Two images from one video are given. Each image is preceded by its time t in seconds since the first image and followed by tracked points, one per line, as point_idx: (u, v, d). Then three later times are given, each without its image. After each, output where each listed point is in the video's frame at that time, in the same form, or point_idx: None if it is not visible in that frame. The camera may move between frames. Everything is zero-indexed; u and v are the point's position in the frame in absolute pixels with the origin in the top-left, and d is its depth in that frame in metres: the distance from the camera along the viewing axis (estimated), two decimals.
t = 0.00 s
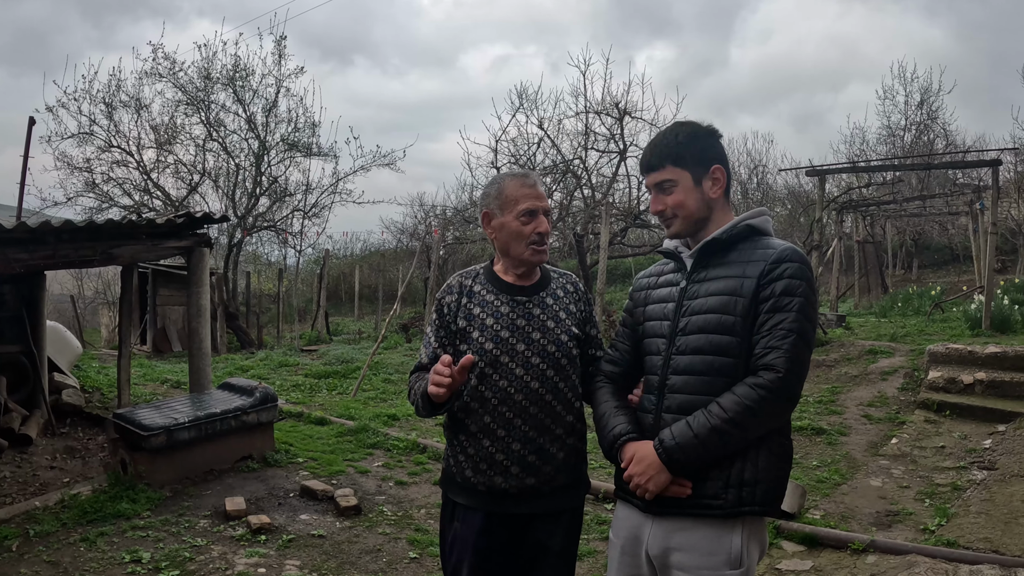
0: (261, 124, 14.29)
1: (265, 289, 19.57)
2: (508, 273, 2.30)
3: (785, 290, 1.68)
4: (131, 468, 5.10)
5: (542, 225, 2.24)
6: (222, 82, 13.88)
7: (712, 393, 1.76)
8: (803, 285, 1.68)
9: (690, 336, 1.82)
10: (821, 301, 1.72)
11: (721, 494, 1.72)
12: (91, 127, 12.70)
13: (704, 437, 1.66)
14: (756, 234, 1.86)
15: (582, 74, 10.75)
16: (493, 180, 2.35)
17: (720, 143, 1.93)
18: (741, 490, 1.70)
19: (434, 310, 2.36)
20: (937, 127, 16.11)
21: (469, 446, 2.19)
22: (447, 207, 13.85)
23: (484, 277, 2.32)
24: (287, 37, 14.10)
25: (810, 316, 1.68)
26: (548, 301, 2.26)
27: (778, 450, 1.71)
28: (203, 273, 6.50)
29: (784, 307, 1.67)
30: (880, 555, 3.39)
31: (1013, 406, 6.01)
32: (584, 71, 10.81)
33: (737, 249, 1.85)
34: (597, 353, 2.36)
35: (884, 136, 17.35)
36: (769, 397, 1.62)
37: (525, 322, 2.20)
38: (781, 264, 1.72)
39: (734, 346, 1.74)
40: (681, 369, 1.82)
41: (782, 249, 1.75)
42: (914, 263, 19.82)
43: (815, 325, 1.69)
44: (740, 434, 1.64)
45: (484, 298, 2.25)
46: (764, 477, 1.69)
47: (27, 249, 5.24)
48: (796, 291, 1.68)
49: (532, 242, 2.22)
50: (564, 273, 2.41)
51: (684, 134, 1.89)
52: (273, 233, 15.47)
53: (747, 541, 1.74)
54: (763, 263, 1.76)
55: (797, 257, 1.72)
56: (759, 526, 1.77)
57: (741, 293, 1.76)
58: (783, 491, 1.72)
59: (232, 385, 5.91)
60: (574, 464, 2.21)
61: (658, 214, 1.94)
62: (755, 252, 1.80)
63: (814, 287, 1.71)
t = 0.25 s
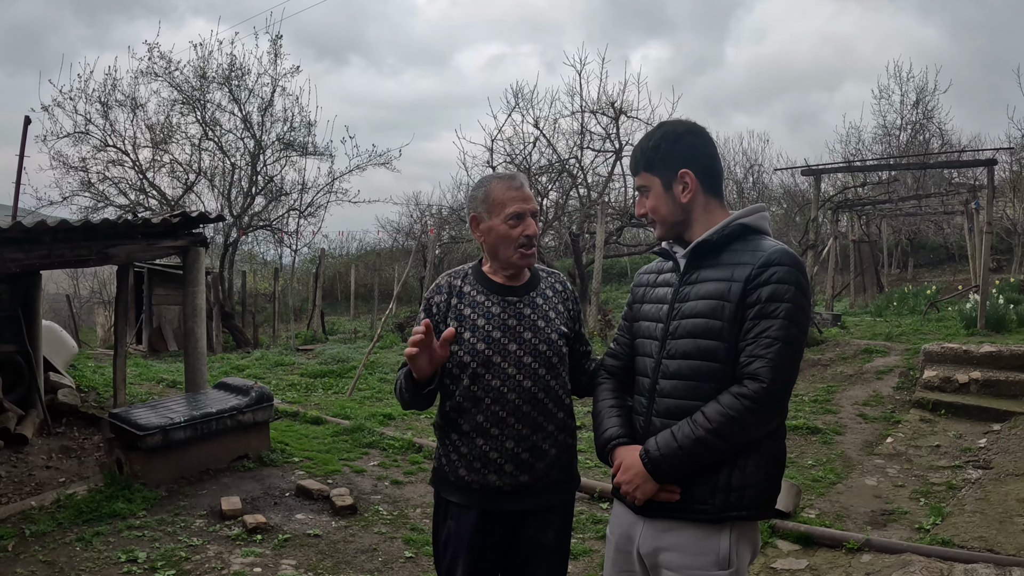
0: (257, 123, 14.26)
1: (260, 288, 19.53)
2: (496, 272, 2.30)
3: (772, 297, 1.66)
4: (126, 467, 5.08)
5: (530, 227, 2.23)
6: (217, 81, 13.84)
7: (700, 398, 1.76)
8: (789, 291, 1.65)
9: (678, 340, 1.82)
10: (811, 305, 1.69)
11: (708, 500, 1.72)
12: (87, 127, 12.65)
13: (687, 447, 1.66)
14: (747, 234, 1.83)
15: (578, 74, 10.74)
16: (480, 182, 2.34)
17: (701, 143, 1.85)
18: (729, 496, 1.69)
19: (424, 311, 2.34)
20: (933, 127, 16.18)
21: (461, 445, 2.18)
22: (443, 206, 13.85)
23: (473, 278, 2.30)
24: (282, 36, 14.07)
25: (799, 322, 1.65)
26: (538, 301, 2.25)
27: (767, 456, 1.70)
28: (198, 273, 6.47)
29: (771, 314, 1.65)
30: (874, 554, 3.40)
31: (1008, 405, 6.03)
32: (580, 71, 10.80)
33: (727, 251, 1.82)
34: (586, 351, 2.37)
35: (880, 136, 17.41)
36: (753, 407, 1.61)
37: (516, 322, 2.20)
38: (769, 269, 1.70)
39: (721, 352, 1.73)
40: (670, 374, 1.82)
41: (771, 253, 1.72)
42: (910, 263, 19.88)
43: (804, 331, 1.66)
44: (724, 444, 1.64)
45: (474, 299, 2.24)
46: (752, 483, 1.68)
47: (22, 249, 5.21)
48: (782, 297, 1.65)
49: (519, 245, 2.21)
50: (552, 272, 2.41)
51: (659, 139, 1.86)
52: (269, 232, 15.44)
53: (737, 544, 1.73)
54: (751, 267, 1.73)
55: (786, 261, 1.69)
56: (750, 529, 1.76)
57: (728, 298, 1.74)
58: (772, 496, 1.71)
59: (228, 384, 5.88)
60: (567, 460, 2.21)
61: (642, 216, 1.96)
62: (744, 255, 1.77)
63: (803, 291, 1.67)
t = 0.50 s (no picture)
0: (253, 121, 14.22)
1: (256, 286, 19.49)
2: (496, 268, 2.30)
3: (761, 295, 1.64)
4: (122, 465, 5.07)
5: (528, 223, 2.23)
6: (213, 80, 13.79)
7: (691, 396, 1.76)
8: (779, 290, 1.63)
9: (671, 337, 1.83)
10: (805, 304, 1.65)
11: (694, 499, 1.72)
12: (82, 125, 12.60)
13: (669, 445, 1.68)
14: (746, 230, 1.82)
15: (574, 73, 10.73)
16: (479, 178, 2.34)
17: (701, 138, 1.85)
18: (714, 496, 1.69)
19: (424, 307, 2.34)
20: (929, 126, 16.25)
21: (461, 440, 2.18)
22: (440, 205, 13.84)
23: (474, 275, 2.30)
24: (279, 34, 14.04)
25: (788, 322, 1.62)
26: (538, 298, 2.26)
27: (758, 457, 1.68)
28: (194, 271, 6.45)
29: (758, 313, 1.64)
30: (870, 551, 3.42)
31: (1003, 403, 6.06)
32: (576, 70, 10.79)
33: (724, 247, 1.82)
34: (584, 348, 2.39)
35: (875, 135, 17.46)
36: (735, 407, 1.60)
37: (516, 319, 2.20)
38: (760, 267, 1.68)
39: (711, 349, 1.73)
40: (663, 370, 1.83)
41: (764, 250, 1.70)
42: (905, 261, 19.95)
43: (795, 331, 1.63)
44: (705, 443, 1.64)
45: (475, 294, 2.24)
46: (741, 484, 1.67)
47: (18, 246, 5.19)
48: (772, 296, 1.63)
49: (517, 241, 2.21)
50: (552, 268, 2.41)
51: (658, 133, 1.87)
52: (265, 230, 15.40)
53: (726, 544, 1.72)
54: (743, 265, 1.72)
55: (779, 259, 1.66)
56: (740, 530, 1.74)
57: (720, 296, 1.74)
58: (763, 498, 1.69)
59: (223, 381, 5.87)
60: (565, 456, 2.22)
61: (643, 210, 1.98)
62: (739, 252, 1.76)
63: (795, 290, 1.64)
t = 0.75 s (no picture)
0: (248, 119, 14.17)
1: (252, 284, 19.43)
2: (493, 265, 2.29)
3: (754, 295, 1.64)
4: (116, 463, 5.04)
5: (524, 222, 2.22)
6: (209, 78, 13.73)
7: (684, 396, 1.76)
8: (773, 290, 1.62)
9: (665, 336, 1.82)
10: (799, 303, 1.64)
11: (687, 500, 1.72)
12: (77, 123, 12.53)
13: (659, 447, 1.68)
14: (742, 227, 1.81)
15: (570, 71, 10.71)
16: (476, 176, 2.33)
17: (700, 131, 1.85)
18: (706, 497, 1.69)
19: (421, 303, 2.33)
20: (924, 125, 16.32)
21: (454, 438, 2.18)
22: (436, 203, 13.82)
23: (471, 272, 2.30)
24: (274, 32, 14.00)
25: (781, 322, 1.61)
26: (534, 296, 2.25)
27: (751, 458, 1.67)
28: (189, 269, 6.42)
29: (751, 313, 1.63)
30: (864, 549, 3.43)
31: (997, 402, 6.09)
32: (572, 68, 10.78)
33: (719, 245, 1.82)
34: (581, 347, 2.37)
35: (871, 134, 17.52)
36: (725, 410, 1.60)
37: (511, 317, 2.19)
38: (755, 266, 1.67)
39: (704, 349, 1.73)
40: (657, 369, 1.83)
41: (758, 249, 1.69)
42: (901, 260, 20.00)
43: (789, 331, 1.62)
44: (695, 444, 1.64)
45: (471, 292, 2.24)
46: (733, 486, 1.66)
47: (12, 244, 5.15)
48: (765, 296, 1.63)
49: (513, 239, 2.20)
50: (550, 266, 2.40)
51: (659, 127, 1.87)
52: (260, 229, 15.36)
53: (718, 545, 1.71)
54: (737, 264, 1.72)
55: (773, 258, 1.66)
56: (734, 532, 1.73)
57: (714, 295, 1.73)
58: (756, 499, 1.68)
59: (218, 379, 5.85)
60: (559, 455, 2.20)
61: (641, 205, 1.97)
62: (734, 251, 1.75)
63: (790, 290, 1.63)
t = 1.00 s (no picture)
0: (243, 117, 14.12)
1: (247, 283, 19.37)
2: (483, 264, 2.27)
3: (751, 297, 1.63)
4: (111, 462, 5.01)
5: (514, 221, 2.20)
6: (204, 76, 13.68)
7: (679, 398, 1.75)
8: (770, 292, 1.61)
9: (661, 337, 1.81)
10: (794, 306, 1.64)
11: (682, 503, 1.71)
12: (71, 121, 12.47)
13: (654, 450, 1.67)
14: (738, 226, 1.80)
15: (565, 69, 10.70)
16: (467, 174, 2.31)
17: (711, 125, 1.87)
18: (702, 500, 1.68)
19: (412, 302, 2.33)
20: (919, 124, 16.38)
21: (443, 437, 2.17)
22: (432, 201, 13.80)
23: (462, 271, 2.28)
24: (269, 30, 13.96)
25: (778, 325, 1.61)
26: (524, 296, 2.23)
27: (747, 461, 1.66)
28: (183, 267, 6.39)
29: (747, 315, 1.62)
30: (859, 547, 3.43)
31: (991, 400, 6.11)
32: (567, 66, 10.76)
33: (716, 244, 1.81)
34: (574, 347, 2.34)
35: (865, 133, 17.58)
36: (721, 413, 1.59)
37: (500, 317, 2.18)
38: (751, 268, 1.66)
39: (700, 351, 1.72)
40: (652, 370, 1.82)
41: (754, 250, 1.69)
42: (896, 259, 20.06)
43: (785, 333, 1.62)
44: (691, 447, 1.63)
45: (461, 292, 2.22)
46: (729, 488, 1.66)
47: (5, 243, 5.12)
48: (762, 298, 1.62)
49: (502, 237, 2.18)
50: (543, 266, 2.37)
51: (669, 115, 1.86)
52: (255, 227, 15.30)
53: (714, 547, 1.71)
54: (733, 264, 1.71)
55: (769, 260, 1.65)
56: (729, 534, 1.73)
57: (710, 296, 1.72)
58: (752, 501, 1.67)
59: (213, 377, 5.82)
60: (548, 456, 2.18)
61: (639, 196, 1.93)
62: (731, 251, 1.74)
63: (786, 292, 1.63)
